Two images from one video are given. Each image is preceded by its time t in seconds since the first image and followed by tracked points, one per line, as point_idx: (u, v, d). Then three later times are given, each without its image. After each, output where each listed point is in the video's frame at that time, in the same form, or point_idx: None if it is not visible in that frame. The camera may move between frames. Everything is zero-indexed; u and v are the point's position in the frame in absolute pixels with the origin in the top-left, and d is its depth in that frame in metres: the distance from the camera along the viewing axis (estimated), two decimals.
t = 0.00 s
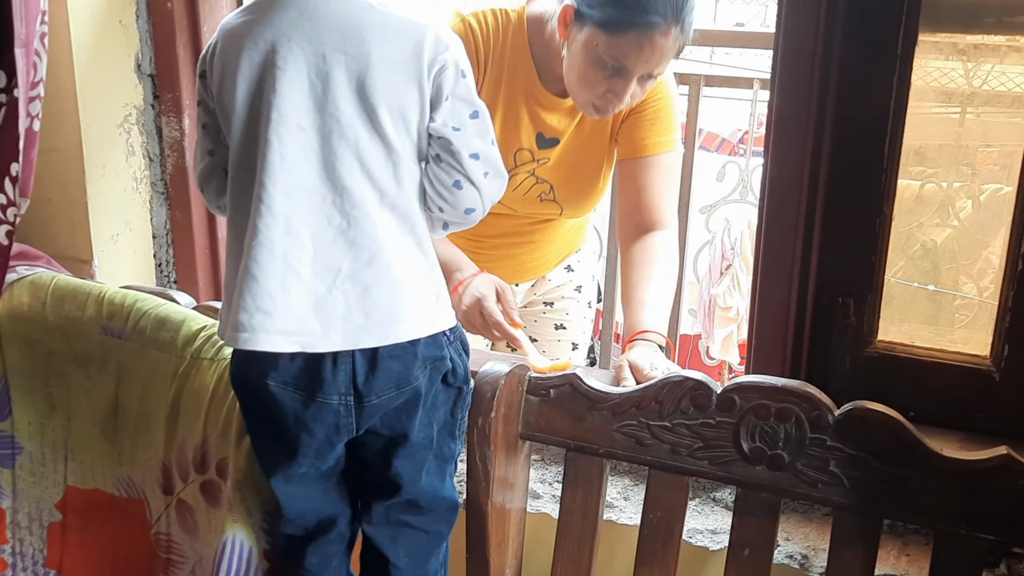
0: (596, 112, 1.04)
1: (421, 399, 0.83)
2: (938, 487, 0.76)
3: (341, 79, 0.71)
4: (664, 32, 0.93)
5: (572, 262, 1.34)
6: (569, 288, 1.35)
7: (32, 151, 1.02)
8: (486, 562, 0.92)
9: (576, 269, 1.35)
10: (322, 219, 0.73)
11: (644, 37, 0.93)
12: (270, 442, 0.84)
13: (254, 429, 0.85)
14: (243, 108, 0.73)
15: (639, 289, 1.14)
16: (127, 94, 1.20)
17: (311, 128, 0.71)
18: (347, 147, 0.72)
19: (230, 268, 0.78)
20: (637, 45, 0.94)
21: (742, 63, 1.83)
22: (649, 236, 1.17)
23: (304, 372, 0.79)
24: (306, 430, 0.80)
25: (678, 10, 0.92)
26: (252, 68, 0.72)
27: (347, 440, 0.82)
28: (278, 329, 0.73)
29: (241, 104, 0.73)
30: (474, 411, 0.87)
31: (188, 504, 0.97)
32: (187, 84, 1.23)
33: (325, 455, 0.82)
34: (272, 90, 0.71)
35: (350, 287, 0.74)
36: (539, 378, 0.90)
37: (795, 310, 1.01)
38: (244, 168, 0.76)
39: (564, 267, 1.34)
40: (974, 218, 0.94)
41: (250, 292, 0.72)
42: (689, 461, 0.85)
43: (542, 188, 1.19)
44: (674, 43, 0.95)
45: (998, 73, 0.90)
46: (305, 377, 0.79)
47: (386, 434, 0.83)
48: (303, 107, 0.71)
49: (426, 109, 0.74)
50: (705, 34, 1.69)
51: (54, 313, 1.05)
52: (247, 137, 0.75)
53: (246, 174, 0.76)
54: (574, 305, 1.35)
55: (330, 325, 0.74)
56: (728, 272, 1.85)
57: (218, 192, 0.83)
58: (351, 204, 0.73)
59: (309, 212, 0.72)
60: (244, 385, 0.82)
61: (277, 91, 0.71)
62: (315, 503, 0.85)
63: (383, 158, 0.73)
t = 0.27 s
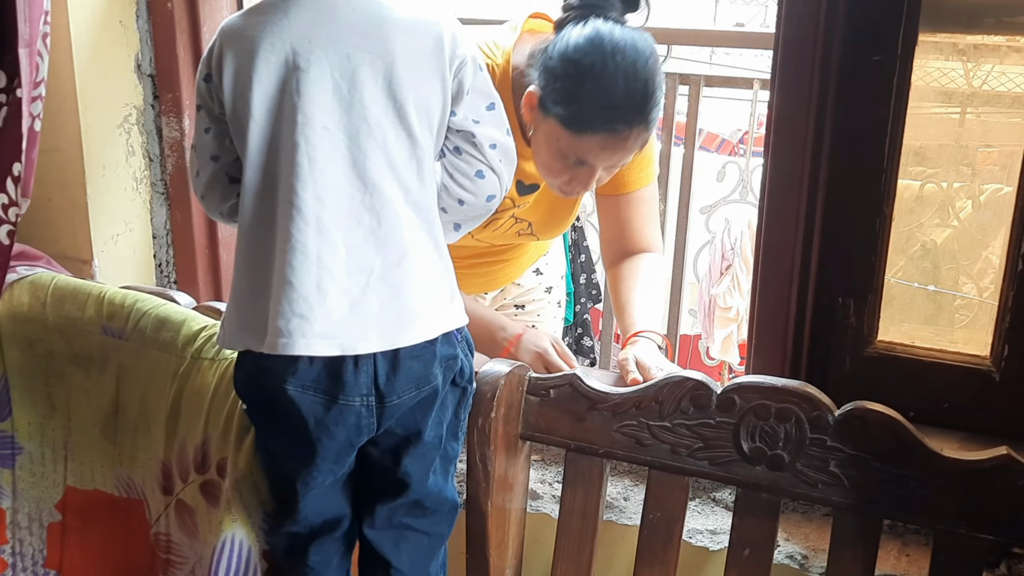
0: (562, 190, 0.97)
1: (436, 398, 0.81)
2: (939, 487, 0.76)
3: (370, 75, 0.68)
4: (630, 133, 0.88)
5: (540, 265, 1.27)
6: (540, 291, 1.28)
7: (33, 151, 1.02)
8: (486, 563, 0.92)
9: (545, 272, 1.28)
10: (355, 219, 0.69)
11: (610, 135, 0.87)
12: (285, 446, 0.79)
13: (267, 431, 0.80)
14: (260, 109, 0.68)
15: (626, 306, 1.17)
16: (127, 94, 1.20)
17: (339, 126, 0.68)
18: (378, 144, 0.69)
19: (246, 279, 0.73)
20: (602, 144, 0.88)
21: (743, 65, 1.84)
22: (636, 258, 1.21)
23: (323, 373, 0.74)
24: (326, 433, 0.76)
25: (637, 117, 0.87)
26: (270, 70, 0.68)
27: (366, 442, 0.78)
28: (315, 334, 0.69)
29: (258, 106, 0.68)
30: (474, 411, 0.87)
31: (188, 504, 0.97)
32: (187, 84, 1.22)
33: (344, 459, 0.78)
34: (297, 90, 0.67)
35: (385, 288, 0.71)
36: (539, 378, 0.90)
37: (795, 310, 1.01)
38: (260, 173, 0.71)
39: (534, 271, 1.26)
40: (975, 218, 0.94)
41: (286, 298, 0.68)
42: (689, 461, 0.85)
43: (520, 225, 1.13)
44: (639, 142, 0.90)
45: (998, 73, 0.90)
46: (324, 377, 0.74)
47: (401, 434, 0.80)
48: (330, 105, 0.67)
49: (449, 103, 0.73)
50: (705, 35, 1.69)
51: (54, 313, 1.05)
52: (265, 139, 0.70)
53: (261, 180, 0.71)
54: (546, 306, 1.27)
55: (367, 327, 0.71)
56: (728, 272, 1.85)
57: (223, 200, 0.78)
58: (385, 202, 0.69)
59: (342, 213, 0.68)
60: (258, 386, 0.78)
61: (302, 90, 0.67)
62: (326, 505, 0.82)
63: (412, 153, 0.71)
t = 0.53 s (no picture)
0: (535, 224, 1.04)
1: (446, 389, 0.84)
2: (939, 487, 0.76)
3: (388, 75, 0.70)
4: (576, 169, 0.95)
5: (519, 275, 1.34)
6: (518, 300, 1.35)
7: (33, 151, 1.02)
8: (486, 563, 0.92)
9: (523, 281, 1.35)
10: (376, 217, 0.71)
11: (562, 178, 0.95)
12: (297, 439, 0.80)
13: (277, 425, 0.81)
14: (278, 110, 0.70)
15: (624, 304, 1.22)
16: (127, 94, 1.20)
17: (358, 125, 0.70)
18: (397, 143, 0.71)
19: (261, 277, 0.75)
20: (556, 184, 0.95)
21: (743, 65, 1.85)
22: (629, 255, 1.27)
23: (341, 364, 0.76)
24: (343, 423, 0.78)
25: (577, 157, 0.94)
26: (287, 69, 0.69)
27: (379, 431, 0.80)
28: (340, 330, 0.71)
29: (277, 107, 0.70)
30: (474, 411, 0.87)
31: (188, 504, 0.97)
32: (187, 85, 1.22)
33: (356, 448, 0.80)
34: (315, 91, 0.69)
35: (406, 283, 0.73)
36: (539, 378, 0.90)
37: (795, 310, 1.01)
38: (277, 172, 0.72)
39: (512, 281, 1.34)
40: (975, 218, 0.94)
41: (310, 297, 0.70)
42: (689, 462, 0.85)
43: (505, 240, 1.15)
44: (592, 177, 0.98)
45: (998, 73, 0.90)
46: (342, 368, 0.77)
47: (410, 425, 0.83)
48: (349, 106, 0.70)
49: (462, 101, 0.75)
50: (705, 35, 1.69)
51: (55, 313, 1.05)
52: (283, 139, 0.71)
53: (278, 179, 0.73)
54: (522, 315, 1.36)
55: (390, 323, 0.73)
56: (728, 272, 1.85)
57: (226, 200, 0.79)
58: (405, 199, 0.72)
59: (363, 211, 0.71)
60: (274, 378, 0.79)
61: (321, 90, 0.69)
62: (331, 497, 0.83)
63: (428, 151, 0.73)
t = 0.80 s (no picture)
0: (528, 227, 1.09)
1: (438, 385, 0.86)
2: (939, 487, 0.76)
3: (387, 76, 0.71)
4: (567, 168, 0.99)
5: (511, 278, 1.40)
6: (510, 303, 1.42)
7: (32, 151, 1.02)
8: (486, 563, 0.92)
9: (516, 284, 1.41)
10: (369, 217, 0.72)
11: (557, 177, 1.00)
12: (290, 434, 0.81)
13: (270, 422, 0.81)
14: (277, 107, 0.71)
15: (626, 292, 1.23)
16: (127, 94, 1.20)
17: (356, 125, 0.71)
18: (393, 144, 0.72)
19: (257, 272, 0.75)
20: (550, 184, 1.01)
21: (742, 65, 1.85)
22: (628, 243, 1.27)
23: (332, 361, 0.78)
24: (336, 419, 0.79)
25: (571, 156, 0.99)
26: (287, 65, 0.70)
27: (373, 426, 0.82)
28: (330, 329, 0.72)
29: (275, 103, 0.70)
30: (474, 412, 0.86)
31: (188, 504, 0.97)
32: (187, 85, 1.22)
33: (350, 442, 0.82)
34: (313, 89, 0.69)
35: (396, 283, 0.74)
36: (539, 378, 0.90)
37: (795, 310, 1.01)
38: (273, 168, 0.72)
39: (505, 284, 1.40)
40: (975, 218, 0.94)
41: (302, 296, 0.70)
42: (689, 462, 0.85)
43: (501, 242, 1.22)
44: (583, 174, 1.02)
45: (998, 73, 0.90)
46: (334, 364, 0.78)
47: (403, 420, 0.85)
48: (347, 105, 0.70)
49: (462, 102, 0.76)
50: (705, 34, 1.69)
51: (55, 313, 1.05)
52: (280, 136, 0.71)
53: (273, 176, 0.73)
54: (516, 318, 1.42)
55: (378, 322, 0.74)
56: (728, 272, 1.86)
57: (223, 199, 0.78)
58: (397, 200, 0.73)
59: (357, 211, 0.71)
60: (267, 374, 0.80)
61: (320, 89, 0.69)
62: (326, 494, 0.85)
63: (423, 152, 0.74)
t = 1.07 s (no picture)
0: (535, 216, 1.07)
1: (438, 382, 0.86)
2: (938, 487, 0.76)
3: (390, 74, 0.71)
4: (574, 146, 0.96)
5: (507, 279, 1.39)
6: (509, 304, 1.40)
7: (32, 151, 1.02)
8: (486, 564, 0.92)
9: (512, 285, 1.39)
10: (382, 215, 0.73)
11: (567, 155, 0.96)
12: (295, 434, 0.80)
13: (275, 422, 0.80)
14: (279, 111, 0.70)
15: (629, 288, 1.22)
16: (127, 94, 1.20)
17: (361, 125, 0.71)
18: (400, 141, 0.72)
19: (263, 276, 0.74)
20: (561, 164, 0.97)
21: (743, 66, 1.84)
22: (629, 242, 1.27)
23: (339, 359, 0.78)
24: (343, 418, 0.80)
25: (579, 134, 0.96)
26: (286, 69, 0.69)
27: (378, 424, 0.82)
28: (354, 328, 0.72)
29: (276, 108, 0.70)
30: (474, 412, 0.86)
31: (188, 504, 0.97)
32: (187, 85, 1.22)
33: (356, 442, 0.82)
34: (316, 90, 0.69)
35: (412, 278, 0.75)
36: (539, 378, 0.90)
37: (795, 310, 1.01)
38: (276, 173, 0.72)
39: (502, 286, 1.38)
40: (975, 218, 0.94)
41: (323, 297, 0.70)
42: (689, 462, 0.85)
43: (504, 241, 1.22)
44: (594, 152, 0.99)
45: (998, 73, 0.90)
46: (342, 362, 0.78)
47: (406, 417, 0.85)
48: (351, 105, 0.70)
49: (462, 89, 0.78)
50: (705, 34, 1.69)
51: (55, 314, 1.05)
52: (282, 140, 0.71)
53: (277, 181, 0.72)
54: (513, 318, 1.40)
55: (398, 318, 0.75)
56: (728, 272, 1.85)
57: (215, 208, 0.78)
58: (408, 195, 0.74)
59: (369, 209, 0.72)
60: (271, 373, 0.79)
61: (323, 91, 0.69)
62: (328, 494, 0.85)
63: (429, 146, 0.75)
